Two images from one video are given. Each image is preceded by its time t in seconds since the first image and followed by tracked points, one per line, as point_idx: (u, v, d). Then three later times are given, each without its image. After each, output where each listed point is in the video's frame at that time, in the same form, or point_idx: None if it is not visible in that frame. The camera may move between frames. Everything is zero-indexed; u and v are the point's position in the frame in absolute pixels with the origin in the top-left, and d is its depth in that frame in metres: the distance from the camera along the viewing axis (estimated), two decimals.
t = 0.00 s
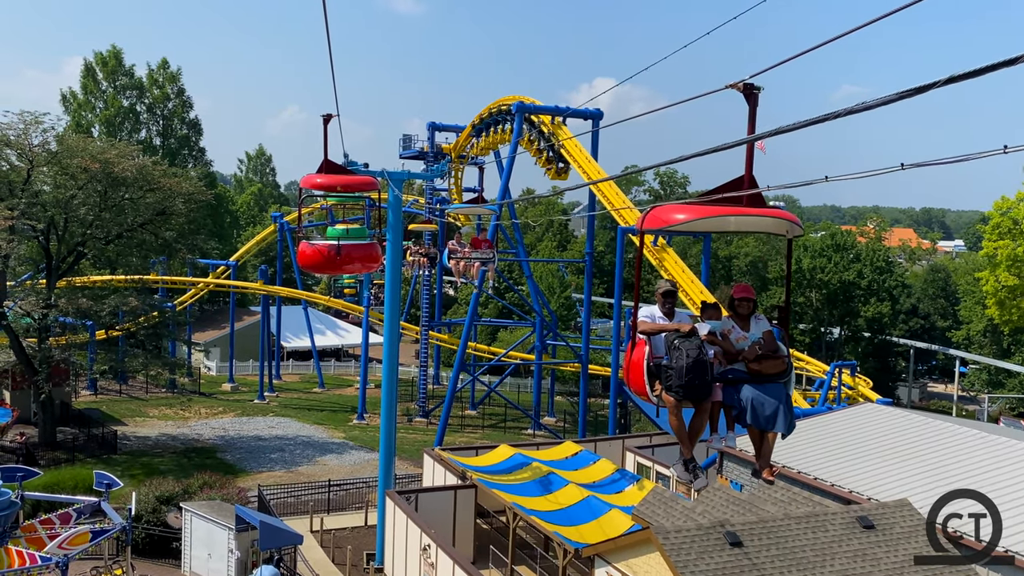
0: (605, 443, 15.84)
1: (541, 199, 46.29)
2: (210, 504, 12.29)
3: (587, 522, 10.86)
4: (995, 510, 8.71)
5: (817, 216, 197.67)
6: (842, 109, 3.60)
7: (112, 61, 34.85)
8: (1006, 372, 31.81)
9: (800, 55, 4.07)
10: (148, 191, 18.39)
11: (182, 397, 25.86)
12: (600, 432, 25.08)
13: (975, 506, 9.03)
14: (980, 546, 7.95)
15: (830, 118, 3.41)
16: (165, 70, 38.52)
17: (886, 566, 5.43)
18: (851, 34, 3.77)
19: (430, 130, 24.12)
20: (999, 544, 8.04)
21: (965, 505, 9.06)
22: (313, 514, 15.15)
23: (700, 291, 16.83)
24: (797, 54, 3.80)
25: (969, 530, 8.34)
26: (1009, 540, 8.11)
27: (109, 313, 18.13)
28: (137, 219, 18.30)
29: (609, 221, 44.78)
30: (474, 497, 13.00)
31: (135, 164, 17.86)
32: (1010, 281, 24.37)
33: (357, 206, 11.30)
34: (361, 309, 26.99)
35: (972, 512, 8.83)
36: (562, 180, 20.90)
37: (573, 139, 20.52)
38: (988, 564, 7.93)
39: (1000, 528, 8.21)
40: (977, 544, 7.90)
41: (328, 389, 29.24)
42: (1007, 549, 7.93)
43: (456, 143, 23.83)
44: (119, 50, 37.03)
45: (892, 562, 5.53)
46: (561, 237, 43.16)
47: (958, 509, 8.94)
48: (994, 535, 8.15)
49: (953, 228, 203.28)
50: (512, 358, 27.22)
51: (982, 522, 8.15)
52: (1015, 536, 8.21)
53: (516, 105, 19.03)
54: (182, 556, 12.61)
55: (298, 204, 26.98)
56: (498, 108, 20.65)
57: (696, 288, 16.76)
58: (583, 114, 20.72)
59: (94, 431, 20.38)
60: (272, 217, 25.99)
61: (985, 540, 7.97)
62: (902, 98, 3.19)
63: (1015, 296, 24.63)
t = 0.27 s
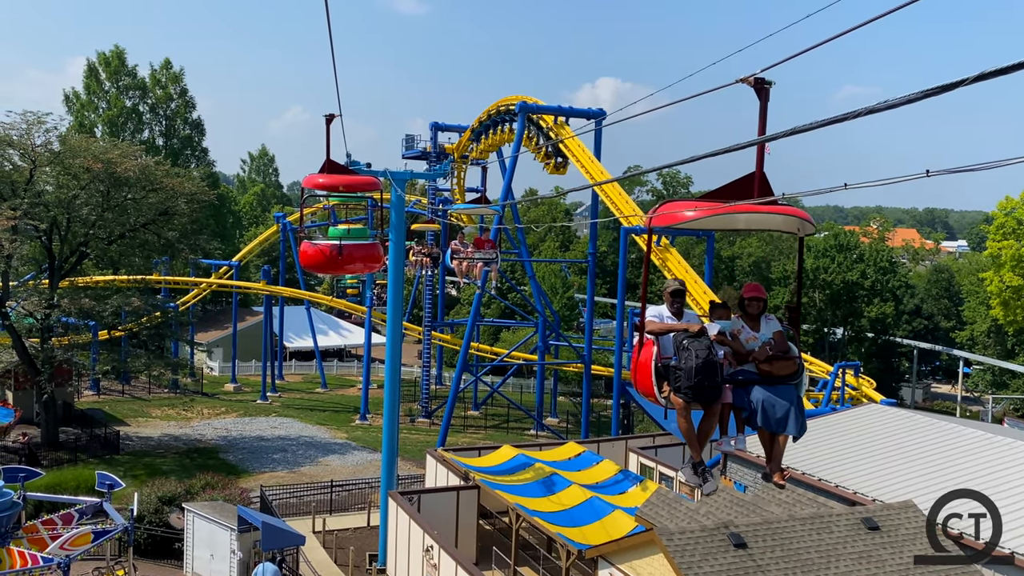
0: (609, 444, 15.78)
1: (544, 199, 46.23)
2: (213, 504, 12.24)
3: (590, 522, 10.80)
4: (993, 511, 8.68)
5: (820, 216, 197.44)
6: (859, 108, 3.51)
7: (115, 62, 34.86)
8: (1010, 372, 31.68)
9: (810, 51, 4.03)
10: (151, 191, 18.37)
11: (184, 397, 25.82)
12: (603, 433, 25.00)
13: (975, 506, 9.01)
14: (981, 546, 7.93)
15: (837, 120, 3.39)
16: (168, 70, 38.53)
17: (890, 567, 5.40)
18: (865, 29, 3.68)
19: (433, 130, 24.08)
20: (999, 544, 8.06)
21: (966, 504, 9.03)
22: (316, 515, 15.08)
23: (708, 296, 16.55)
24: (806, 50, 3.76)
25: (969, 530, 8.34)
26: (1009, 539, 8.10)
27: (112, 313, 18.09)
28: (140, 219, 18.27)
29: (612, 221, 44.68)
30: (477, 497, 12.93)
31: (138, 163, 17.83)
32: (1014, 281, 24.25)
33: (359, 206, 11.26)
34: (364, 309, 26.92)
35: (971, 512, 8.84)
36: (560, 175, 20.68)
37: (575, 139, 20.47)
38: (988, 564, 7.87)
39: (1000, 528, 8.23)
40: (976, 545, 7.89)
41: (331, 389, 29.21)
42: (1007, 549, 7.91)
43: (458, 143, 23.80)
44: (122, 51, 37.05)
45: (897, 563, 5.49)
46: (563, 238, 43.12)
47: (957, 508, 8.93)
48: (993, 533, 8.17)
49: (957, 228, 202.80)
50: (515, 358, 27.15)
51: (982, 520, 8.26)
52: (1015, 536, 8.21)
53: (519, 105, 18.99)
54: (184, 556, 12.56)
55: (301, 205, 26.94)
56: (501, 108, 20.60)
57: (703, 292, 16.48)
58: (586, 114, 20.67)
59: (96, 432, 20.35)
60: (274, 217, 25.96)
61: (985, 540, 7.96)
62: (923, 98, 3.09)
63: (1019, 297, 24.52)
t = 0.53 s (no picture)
0: (612, 444, 15.70)
1: (547, 199, 46.14)
2: (215, 504, 12.19)
3: (594, 523, 10.73)
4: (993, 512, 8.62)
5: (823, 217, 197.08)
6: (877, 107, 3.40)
7: (118, 62, 34.84)
8: (1014, 373, 31.55)
9: (820, 47, 3.95)
10: (153, 191, 18.35)
11: (187, 398, 25.79)
12: (606, 433, 24.91)
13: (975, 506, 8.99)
14: (981, 546, 7.88)
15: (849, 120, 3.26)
16: (171, 70, 38.51)
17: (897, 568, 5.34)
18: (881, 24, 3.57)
19: (435, 130, 24.02)
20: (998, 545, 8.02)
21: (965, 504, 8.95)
22: (318, 516, 15.02)
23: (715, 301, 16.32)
24: (820, 46, 3.67)
25: (968, 530, 8.30)
26: (1009, 540, 8.06)
27: (115, 313, 18.06)
28: (143, 219, 18.23)
29: (615, 221, 44.58)
30: (480, 498, 12.86)
31: (141, 164, 17.80)
32: (1019, 281, 24.14)
33: (362, 206, 11.20)
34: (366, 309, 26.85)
35: (971, 512, 8.76)
36: (558, 169, 20.42)
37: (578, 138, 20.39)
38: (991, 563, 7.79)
39: (1000, 528, 8.20)
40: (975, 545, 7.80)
41: (334, 389, 29.15)
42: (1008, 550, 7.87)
43: (461, 143, 23.74)
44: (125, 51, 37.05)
45: (905, 564, 5.43)
46: (565, 238, 43.04)
47: (957, 508, 8.86)
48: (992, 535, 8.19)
49: (960, 228, 202.34)
50: (518, 358, 27.06)
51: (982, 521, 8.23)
52: (1015, 536, 8.18)
53: (522, 105, 18.93)
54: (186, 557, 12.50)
55: (304, 205, 26.88)
56: (504, 108, 20.53)
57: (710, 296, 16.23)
58: (589, 114, 20.60)
59: (99, 432, 20.31)
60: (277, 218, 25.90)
61: (986, 540, 7.92)
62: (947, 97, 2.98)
63: None
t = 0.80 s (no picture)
0: (615, 445, 15.63)
1: (550, 200, 46.09)
2: (218, 506, 12.12)
3: (597, 524, 10.66)
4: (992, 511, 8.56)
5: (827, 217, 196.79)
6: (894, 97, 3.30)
7: (122, 62, 34.83)
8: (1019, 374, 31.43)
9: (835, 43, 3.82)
10: (156, 191, 18.33)
11: (190, 398, 25.76)
12: (609, 434, 24.85)
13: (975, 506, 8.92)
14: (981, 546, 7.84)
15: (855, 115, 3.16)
16: (174, 70, 38.50)
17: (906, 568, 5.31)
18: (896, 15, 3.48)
19: (439, 130, 23.95)
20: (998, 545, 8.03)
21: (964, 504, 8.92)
22: (321, 516, 14.97)
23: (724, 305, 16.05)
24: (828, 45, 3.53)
25: (968, 530, 8.26)
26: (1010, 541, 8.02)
27: (118, 313, 18.03)
28: (146, 219, 18.20)
29: (618, 221, 44.51)
30: (483, 499, 12.78)
31: (144, 164, 17.76)
32: None
33: (365, 206, 11.14)
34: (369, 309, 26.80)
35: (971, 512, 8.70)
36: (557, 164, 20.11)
37: (581, 138, 20.29)
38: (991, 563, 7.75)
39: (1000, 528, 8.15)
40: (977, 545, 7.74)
41: (337, 390, 29.11)
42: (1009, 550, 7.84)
43: (464, 143, 23.68)
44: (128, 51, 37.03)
45: (909, 566, 5.39)
46: (568, 238, 42.98)
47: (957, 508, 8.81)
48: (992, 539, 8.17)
49: (964, 228, 201.90)
50: (521, 358, 27.00)
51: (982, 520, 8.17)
52: (1015, 537, 8.14)
53: (525, 105, 18.87)
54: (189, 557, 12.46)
55: (306, 205, 26.82)
56: (507, 108, 20.46)
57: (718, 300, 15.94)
58: (592, 114, 20.54)
59: (102, 432, 20.28)
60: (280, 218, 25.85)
61: (985, 540, 7.88)
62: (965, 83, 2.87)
63: None
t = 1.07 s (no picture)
0: (619, 446, 15.56)
1: (553, 200, 46.01)
2: (221, 506, 12.06)
3: (601, 526, 10.60)
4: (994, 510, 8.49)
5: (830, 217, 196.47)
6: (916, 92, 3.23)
7: (125, 62, 34.82)
8: None
9: (847, 44, 3.83)
10: (160, 191, 18.30)
11: (193, 398, 25.73)
12: (613, 434, 24.77)
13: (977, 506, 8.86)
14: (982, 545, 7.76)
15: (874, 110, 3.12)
16: (178, 71, 38.50)
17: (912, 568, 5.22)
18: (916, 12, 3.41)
19: (442, 130, 23.90)
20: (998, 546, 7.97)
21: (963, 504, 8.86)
22: (324, 517, 14.92)
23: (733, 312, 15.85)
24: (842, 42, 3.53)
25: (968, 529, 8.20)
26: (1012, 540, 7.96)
27: (121, 313, 17.99)
28: (149, 219, 18.17)
29: (621, 221, 44.43)
30: (486, 500, 12.73)
31: (147, 164, 17.73)
32: None
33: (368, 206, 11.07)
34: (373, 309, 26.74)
35: (971, 512, 8.64)
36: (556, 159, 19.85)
37: (584, 138, 20.22)
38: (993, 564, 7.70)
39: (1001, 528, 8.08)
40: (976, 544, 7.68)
41: (340, 390, 29.07)
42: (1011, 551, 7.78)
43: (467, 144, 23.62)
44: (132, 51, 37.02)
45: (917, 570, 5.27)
46: (572, 238, 42.90)
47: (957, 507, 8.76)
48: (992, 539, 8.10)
49: (968, 228, 201.45)
50: (524, 358, 26.92)
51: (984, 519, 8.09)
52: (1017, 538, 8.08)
53: (528, 105, 18.82)
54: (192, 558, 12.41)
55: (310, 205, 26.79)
56: (510, 108, 20.41)
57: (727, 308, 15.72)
58: (596, 114, 20.48)
59: (105, 432, 20.25)
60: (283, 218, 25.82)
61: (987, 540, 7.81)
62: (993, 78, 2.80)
63: None
